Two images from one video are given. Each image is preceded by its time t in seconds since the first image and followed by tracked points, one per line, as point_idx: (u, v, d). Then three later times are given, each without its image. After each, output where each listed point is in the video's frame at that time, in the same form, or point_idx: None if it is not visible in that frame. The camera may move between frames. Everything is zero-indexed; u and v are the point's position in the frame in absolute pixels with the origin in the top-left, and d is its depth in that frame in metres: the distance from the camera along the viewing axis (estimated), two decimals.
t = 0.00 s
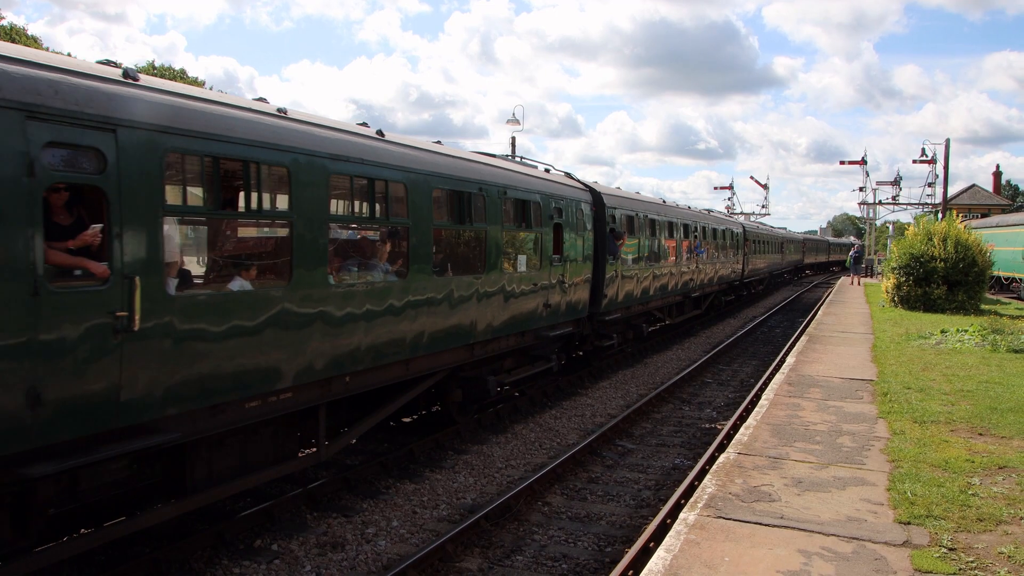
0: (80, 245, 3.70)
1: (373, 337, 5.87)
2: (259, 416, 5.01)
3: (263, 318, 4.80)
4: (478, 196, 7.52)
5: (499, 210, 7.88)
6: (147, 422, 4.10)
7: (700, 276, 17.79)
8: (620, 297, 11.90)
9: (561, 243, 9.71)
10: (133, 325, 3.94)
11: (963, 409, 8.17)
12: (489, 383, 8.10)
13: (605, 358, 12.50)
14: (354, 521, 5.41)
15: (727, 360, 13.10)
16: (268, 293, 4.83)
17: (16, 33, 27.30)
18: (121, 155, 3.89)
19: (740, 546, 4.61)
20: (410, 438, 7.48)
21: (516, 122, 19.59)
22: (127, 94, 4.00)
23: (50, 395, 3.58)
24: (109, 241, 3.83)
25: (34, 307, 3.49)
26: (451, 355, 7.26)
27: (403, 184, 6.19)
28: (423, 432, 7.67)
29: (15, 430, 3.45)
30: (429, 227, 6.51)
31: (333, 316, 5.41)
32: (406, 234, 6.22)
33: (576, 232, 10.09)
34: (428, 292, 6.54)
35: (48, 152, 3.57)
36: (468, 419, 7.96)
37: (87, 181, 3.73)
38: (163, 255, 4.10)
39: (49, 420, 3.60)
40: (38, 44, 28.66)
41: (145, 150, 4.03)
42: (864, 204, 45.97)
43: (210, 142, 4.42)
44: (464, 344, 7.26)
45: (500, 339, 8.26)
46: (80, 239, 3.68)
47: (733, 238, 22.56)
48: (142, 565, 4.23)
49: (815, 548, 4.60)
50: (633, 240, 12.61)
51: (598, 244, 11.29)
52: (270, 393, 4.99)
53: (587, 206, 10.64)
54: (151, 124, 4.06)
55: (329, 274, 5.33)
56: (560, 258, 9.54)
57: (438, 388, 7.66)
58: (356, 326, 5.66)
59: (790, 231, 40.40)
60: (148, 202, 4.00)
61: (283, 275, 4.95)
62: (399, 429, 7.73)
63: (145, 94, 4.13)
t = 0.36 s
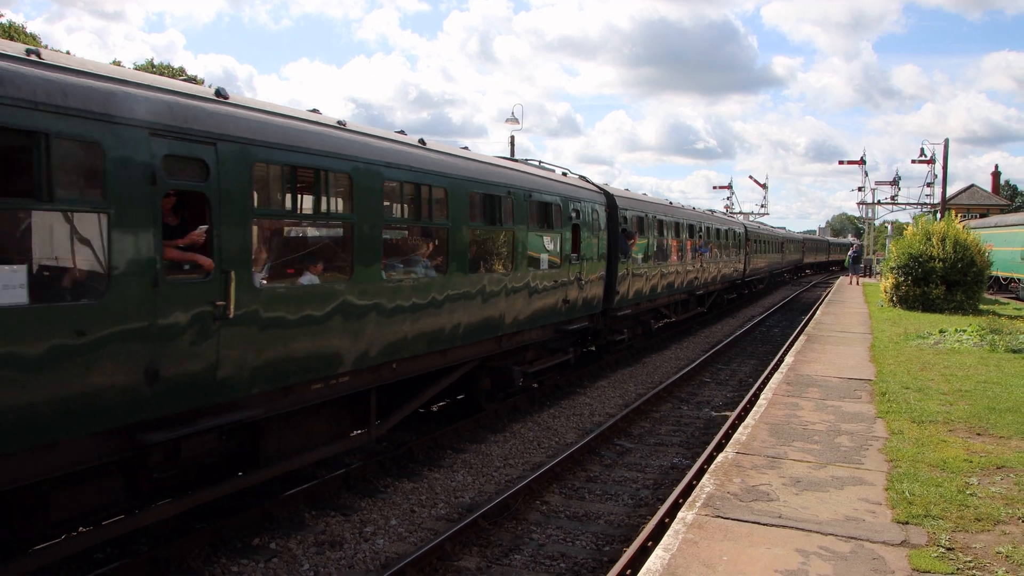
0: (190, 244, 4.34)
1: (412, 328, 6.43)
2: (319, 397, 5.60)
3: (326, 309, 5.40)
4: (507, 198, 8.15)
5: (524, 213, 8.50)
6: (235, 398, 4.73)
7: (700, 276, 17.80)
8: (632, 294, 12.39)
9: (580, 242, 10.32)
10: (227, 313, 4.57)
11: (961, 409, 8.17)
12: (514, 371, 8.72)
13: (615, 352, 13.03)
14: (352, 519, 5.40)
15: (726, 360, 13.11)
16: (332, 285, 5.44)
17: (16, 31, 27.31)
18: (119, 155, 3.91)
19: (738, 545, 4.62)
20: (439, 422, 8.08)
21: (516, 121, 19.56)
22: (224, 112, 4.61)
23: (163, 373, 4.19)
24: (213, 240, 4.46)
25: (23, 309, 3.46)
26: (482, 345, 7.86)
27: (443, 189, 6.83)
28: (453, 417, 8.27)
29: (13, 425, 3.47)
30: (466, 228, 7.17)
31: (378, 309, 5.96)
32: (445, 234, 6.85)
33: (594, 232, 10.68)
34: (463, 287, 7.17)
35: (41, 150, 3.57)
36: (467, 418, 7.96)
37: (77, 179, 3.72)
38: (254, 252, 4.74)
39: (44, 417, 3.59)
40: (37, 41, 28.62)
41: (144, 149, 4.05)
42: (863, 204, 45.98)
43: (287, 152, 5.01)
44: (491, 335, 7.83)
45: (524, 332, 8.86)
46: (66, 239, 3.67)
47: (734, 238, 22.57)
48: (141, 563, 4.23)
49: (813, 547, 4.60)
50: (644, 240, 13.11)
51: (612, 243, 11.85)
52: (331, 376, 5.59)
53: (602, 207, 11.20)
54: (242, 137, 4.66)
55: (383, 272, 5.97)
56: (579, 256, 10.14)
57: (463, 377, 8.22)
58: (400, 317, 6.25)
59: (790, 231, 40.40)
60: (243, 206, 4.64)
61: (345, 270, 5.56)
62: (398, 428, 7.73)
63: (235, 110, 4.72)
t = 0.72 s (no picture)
0: (272, 243, 4.98)
1: (451, 322, 7.09)
2: (371, 382, 6.21)
3: (381, 302, 6.05)
4: (532, 201, 8.83)
5: (547, 215, 9.17)
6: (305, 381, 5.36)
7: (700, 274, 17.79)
8: (641, 291, 13.01)
9: (599, 241, 10.98)
10: (304, 306, 5.21)
11: (959, 406, 8.19)
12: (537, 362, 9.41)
13: (626, 346, 13.61)
14: (352, 518, 5.40)
15: (725, 358, 13.12)
16: (385, 281, 6.08)
17: (12, 30, 27.24)
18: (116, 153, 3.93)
19: (737, 543, 4.62)
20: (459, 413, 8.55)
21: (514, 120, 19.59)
22: (299, 126, 5.24)
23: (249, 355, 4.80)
24: (292, 239, 5.10)
25: (13, 307, 3.44)
26: (511, 337, 8.51)
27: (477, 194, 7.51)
28: (479, 405, 8.86)
29: (14, 420, 3.48)
30: (497, 230, 7.85)
31: (422, 303, 6.59)
32: (479, 237, 7.52)
33: (609, 231, 11.32)
34: (495, 284, 7.85)
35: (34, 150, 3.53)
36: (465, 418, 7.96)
37: (72, 178, 3.70)
38: (324, 251, 5.39)
39: (44, 418, 3.61)
40: (34, 41, 28.62)
41: (142, 146, 4.07)
42: (861, 203, 46.01)
43: (312, 155, 5.28)
44: (517, 328, 8.46)
45: (546, 324, 9.51)
46: (57, 236, 3.64)
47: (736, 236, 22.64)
48: (140, 563, 4.23)
49: (813, 545, 4.61)
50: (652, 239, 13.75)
51: (624, 241, 12.49)
52: (382, 363, 6.22)
53: (615, 207, 11.84)
54: (292, 145, 5.11)
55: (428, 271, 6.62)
56: (595, 254, 10.77)
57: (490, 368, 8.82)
58: (440, 312, 6.90)
59: (788, 230, 40.40)
60: (315, 208, 5.28)
61: (396, 268, 6.20)
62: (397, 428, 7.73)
63: (306, 124, 5.35)
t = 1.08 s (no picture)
0: (336, 242, 5.53)
1: (482, 316, 7.67)
2: (412, 369, 6.78)
3: (424, 296, 6.64)
4: (552, 204, 9.46)
5: (564, 216, 9.77)
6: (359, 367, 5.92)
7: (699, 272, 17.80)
8: (650, 287, 13.61)
9: (611, 240, 11.55)
10: (362, 299, 5.81)
11: (957, 406, 8.20)
12: (555, 354, 10.01)
13: (630, 343, 13.91)
14: (349, 517, 5.40)
15: (723, 357, 13.12)
16: (427, 277, 6.67)
17: (10, 29, 27.26)
18: (115, 152, 3.91)
19: (734, 542, 4.62)
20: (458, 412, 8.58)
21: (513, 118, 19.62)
22: (357, 137, 5.83)
23: (315, 342, 5.37)
24: (352, 238, 5.68)
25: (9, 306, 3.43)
26: (533, 330, 9.12)
27: (504, 197, 8.12)
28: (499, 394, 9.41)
29: (10, 421, 3.47)
30: (521, 230, 8.46)
31: (457, 297, 7.18)
32: (506, 237, 8.13)
33: (620, 230, 11.89)
34: (520, 280, 8.45)
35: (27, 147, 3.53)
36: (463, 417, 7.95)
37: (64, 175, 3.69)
38: (378, 249, 5.97)
39: (37, 417, 3.59)
40: (31, 38, 28.69)
41: (140, 145, 4.05)
42: (859, 202, 46.01)
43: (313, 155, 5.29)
44: (538, 321, 9.04)
45: (563, 318, 10.11)
46: (94, 233, 3.82)
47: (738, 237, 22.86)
48: (137, 562, 4.22)
49: (810, 544, 4.61)
50: (661, 239, 14.33)
51: (634, 241, 13.07)
52: (422, 351, 6.78)
53: (625, 208, 12.44)
54: (293, 146, 5.12)
55: (462, 269, 7.21)
56: (607, 252, 11.35)
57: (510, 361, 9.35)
58: (473, 306, 7.50)
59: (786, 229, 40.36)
60: (371, 211, 5.85)
61: (435, 265, 6.79)
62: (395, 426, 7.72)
63: (361, 135, 5.95)
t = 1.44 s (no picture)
0: (388, 241, 6.14)
1: (509, 309, 8.26)
2: (448, 357, 7.37)
3: (459, 290, 7.24)
4: (570, 205, 9.99)
5: (582, 216, 10.34)
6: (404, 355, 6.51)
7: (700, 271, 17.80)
8: (659, 283, 14.13)
9: (624, 239, 12.10)
10: (409, 293, 6.42)
11: (956, 404, 8.20)
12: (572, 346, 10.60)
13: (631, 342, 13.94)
14: (349, 516, 5.40)
15: (722, 356, 13.11)
16: (462, 274, 7.27)
17: (9, 27, 27.30)
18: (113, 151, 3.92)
19: (735, 540, 4.62)
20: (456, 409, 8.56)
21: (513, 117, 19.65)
22: (405, 146, 6.43)
23: (370, 330, 5.96)
24: (401, 237, 6.28)
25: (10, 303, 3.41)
26: (554, 323, 9.69)
27: (528, 199, 8.70)
28: (521, 383, 10.03)
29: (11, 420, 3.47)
30: (544, 230, 9.05)
31: (488, 292, 7.79)
32: (530, 236, 8.72)
33: (631, 229, 12.44)
34: (543, 276, 9.05)
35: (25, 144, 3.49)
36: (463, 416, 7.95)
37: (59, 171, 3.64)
38: (421, 246, 6.57)
39: (36, 418, 3.57)
40: (31, 37, 28.70)
41: (139, 143, 4.06)
42: (859, 201, 46.02)
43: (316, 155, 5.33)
44: (558, 315, 9.61)
45: (580, 312, 10.69)
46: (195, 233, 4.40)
47: (740, 236, 23.04)
48: (137, 561, 4.22)
49: (810, 542, 4.61)
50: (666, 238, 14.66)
51: (643, 240, 13.60)
52: (457, 341, 7.36)
53: (636, 209, 12.97)
54: (296, 146, 5.15)
55: (492, 266, 7.82)
56: (620, 251, 11.90)
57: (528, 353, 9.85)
58: (501, 300, 8.10)
59: (786, 228, 40.36)
60: (417, 213, 6.45)
61: (434, 264, 6.81)
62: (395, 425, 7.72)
63: (408, 144, 6.55)
